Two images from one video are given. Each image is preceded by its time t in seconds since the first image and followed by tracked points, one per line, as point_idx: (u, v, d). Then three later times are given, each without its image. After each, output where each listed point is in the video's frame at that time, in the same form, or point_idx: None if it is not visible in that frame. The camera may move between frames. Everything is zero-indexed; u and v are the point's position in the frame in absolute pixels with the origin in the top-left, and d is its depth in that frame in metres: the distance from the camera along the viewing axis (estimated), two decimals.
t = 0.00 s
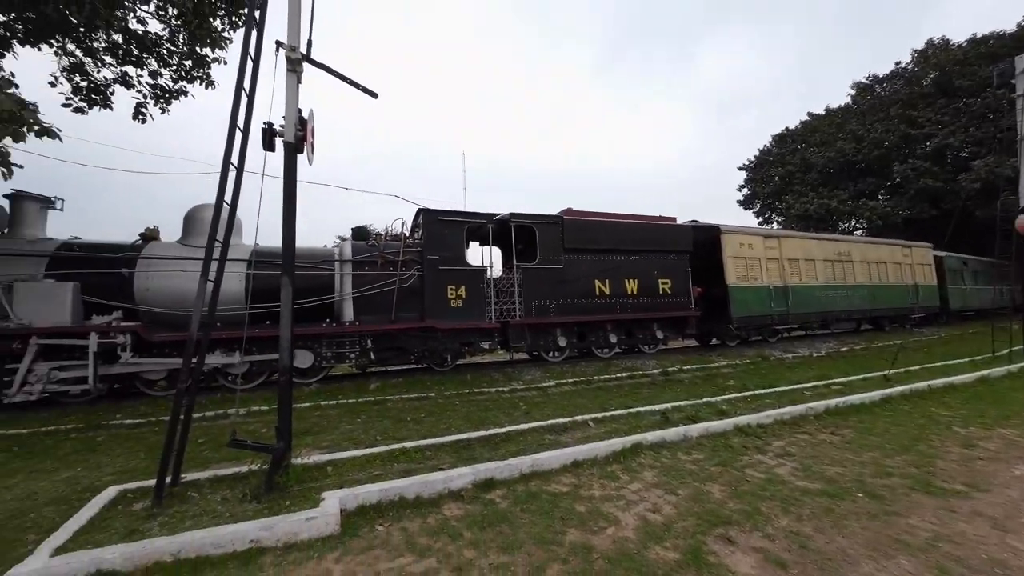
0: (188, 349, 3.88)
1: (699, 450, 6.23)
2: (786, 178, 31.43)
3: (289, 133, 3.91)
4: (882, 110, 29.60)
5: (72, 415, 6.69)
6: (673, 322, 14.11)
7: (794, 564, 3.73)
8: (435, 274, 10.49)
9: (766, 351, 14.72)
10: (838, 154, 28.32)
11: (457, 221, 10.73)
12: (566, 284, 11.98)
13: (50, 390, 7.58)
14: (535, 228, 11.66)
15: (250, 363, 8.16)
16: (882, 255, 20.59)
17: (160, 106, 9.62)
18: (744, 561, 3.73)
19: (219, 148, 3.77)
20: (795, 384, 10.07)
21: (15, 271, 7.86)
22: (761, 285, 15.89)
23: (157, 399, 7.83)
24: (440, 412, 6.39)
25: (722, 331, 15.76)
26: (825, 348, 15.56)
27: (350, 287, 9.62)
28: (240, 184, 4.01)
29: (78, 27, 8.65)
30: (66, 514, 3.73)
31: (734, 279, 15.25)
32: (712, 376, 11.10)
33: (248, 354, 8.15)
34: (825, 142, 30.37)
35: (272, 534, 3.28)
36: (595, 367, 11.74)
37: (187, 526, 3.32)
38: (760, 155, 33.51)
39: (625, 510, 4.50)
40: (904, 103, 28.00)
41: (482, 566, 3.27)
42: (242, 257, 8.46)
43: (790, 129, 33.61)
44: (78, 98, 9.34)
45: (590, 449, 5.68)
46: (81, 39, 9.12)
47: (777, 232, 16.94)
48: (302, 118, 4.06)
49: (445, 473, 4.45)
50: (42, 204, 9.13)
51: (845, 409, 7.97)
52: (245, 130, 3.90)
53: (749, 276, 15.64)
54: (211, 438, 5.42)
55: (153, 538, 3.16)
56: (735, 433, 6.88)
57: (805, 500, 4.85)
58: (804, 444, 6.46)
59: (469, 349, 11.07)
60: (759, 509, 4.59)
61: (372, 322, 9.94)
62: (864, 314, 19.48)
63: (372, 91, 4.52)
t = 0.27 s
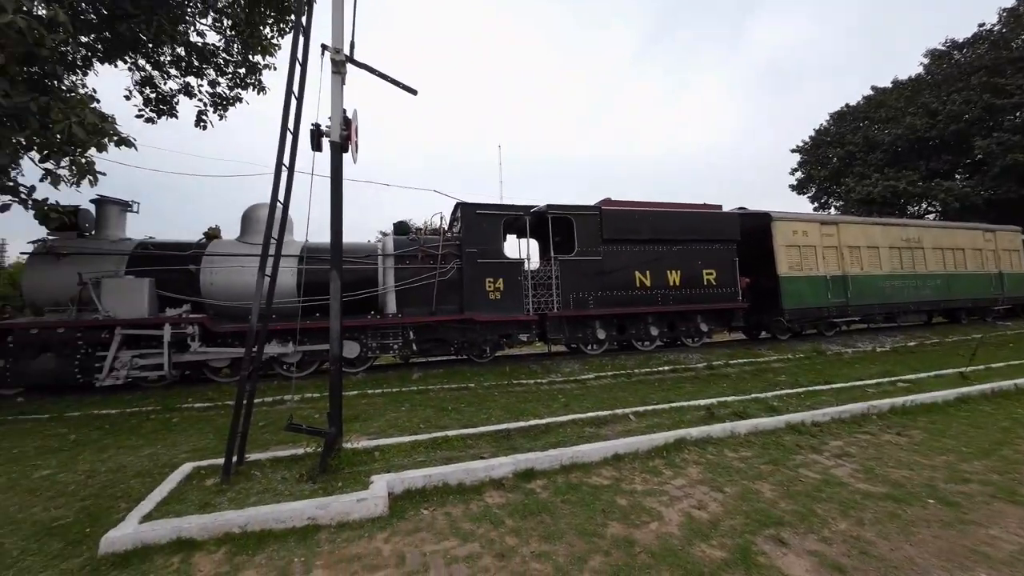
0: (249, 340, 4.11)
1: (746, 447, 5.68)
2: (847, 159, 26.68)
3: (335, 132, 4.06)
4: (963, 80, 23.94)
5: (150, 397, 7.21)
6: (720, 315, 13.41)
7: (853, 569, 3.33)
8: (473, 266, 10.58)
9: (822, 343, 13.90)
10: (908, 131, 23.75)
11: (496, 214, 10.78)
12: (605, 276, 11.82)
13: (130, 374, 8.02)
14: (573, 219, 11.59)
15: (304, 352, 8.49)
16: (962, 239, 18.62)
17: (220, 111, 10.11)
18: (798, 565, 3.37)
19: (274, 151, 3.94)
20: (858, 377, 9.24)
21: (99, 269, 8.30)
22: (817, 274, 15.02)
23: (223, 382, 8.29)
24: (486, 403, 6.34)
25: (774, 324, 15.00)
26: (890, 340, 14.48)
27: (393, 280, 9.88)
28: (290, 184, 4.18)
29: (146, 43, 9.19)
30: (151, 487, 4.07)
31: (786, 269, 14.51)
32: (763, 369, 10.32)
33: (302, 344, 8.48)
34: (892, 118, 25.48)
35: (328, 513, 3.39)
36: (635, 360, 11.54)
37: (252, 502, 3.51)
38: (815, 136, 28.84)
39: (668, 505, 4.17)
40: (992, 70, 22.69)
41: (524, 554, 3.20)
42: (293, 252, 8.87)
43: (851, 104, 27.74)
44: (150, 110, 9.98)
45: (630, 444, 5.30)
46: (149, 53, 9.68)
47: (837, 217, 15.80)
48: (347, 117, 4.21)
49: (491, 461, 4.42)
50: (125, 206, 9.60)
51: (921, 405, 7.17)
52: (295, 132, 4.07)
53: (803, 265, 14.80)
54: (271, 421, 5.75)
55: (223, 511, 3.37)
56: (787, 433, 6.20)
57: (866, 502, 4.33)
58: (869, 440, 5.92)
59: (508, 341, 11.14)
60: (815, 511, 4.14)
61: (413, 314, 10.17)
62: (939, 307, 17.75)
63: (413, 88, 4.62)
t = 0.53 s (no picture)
0: (291, 334, 4.26)
1: (788, 445, 5.29)
2: (900, 142, 24.24)
3: (367, 131, 4.13)
4: None
5: (202, 386, 7.53)
6: (759, 309, 12.89)
7: None
8: (503, 261, 10.61)
9: (870, 338, 13.24)
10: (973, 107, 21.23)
11: (525, 209, 10.75)
12: (636, 269, 11.63)
13: (185, 366, 8.19)
14: (602, 212, 11.47)
15: (340, 346, 8.66)
16: None
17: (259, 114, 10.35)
18: (844, 570, 3.15)
19: (312, 154, 4.04)
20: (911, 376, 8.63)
21: (152, 267, 8.52)
22: (864, 266, 14.40)
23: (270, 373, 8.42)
24: (517, 397, 6.32)
25: (818, 318, 14.36)
26: (945, 335, 13.67)
27: (424, 276, 10.02)
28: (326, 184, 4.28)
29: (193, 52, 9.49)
30: (205, 470, 4.27)
31: (830, 261, 13.98)
32: (805, 366, 9.77)
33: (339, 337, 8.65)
34: (954, 96, 22.75)
35: (366, 500, 3.48)
36: (668, 354, 11.26)
37: (296, 487, 3.64)
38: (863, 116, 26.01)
39: (704, 503, 3.97)
40: None
41: (555, 546, 3.17)
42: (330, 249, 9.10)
43: (903, 84, 25.05)
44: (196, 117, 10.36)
45: (663, 440, 5.02)
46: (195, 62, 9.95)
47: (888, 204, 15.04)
48: (380, 116, 4.28)
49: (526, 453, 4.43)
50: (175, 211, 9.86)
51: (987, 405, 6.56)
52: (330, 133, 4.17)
53: (849, 257, 14.23)
54: (310, 412, 5.92)
55: (270, 495, 3.52)
56: (834, 433, 5.71)
57: (921, 507, 3.97)
58: (928, 441, 5.47)
59: (537, 336, 11.11)
60: (863, 513, 3.84)
61: (444, 308, 10.31)
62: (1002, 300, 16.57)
63: (442, 85, 4.64)
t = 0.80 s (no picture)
0: (325, 329, 4.36)
1: (827, 449, 5.03)
2: (954, 125, 21.88)
3: (397, 130, 4.18)
4: None
5: (243, 377, 7.80)
6: (796, 305, 12.29)
7: None
8: (529, 257, 10.59)
9: (918, 337, 12.51)
10: None
11: (550, 205, 10.70)
12: (665, 265, 11.39)
13: (227, 359, 8.32)
14: (630, 207, 11.32)
15: (370, 342, 8.80)
16: None
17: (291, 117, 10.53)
18: None
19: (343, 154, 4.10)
20: (963, 378, 8.11)
21: (197, 266, 8.61)
22: (913, 260, 13.65)
23: (305, 367, 8.50)
24: (544, 394, 6.32)
25: (858, 314, 13.76)
26: (1004, 335, 12.76)
27: (451, 272, 10.10)
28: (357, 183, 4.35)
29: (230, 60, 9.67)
30: (247, 458, 4.43)
31: (874, 254, 13.40)
32: (845, 365, 9.35)
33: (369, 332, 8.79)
34: (1018, 73, 20.18)
35: (397, 491, 3.55)
36: (699, 352, 10.98)
37: (331, 476, 3.73)
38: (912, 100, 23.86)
39: (738, 506, 3.85)
40: None
41: (583, 543, 3.17)
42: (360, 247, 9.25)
43: (958, 64, 22.61)
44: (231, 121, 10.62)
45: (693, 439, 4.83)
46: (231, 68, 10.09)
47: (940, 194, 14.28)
48: (408, 115, 4.33)
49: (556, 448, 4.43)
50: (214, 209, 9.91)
51: None
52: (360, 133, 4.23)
53: (895, 250, 13.55)
54: (342, 404, 6.07)
55: (306, 483, 3.62)
56: (878, 435, 5.42)
57: (977, 517, 3.73)
58: (984, 447, 5.12)
59: (562, 332, 11.02)
60: (910, 522, 3.63)
61: (471, 304, 10.40)
62: None
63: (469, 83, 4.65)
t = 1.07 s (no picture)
0: (360, 323, 4.45)
1: (876, 456, 4.68)
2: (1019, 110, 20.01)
3: (427, 129, 4.22)
4: None
5: (281, 370, 8.04)
6: (838, 304, 11.80)
7: None
8: (557, 254, 10.53)
9: (974, 340, 11.83)
10: None
11: (578, 202, 10.59)
12: (698, 262, 11.10)
13: (268, 353, 8.52)
14: (660, 203, 11.07)
15: (400, 337, 8.94)
16: None
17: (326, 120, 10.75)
18: None
19: (376, 154, 4.14)
20: None
21: (237, 263, 8.87)
22: (971, 258, 12.90)
23: (338, 361, 8.62)
24: (574, 393, 6.27)
25: (908, 313, 13.06)
26: None
27: (479, 269, 10.16)
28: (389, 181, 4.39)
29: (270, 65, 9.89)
30: (287, 447, 4.56)
31: (928, 251, 12.72)
32: (893, 369, 8.85)
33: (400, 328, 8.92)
34: None
35: (428, 484, 3.59)
36: (733, 352, 10.67)
37: (366, 467, 3.80)
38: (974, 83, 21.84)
39: (778, 513, 3.64)
40: None
41: (614, 544, 3.13)
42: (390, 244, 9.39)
43: None
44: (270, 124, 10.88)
45: (730, 442, 4.63)
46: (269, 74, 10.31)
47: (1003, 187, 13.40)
48: (438, 113, 4.36)
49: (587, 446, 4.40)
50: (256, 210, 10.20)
51: None
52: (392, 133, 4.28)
53: (951, 246, 12.82)
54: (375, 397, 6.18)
55: (342, 473, 3.70)
56: (933, 442, 5.06)
57: None
58: None
59: (591, 330, 10.91)
60: (970, 535, 3.35)
61: (499, 301, 10.45)
62: None
63: (498, 80, 4.65)
